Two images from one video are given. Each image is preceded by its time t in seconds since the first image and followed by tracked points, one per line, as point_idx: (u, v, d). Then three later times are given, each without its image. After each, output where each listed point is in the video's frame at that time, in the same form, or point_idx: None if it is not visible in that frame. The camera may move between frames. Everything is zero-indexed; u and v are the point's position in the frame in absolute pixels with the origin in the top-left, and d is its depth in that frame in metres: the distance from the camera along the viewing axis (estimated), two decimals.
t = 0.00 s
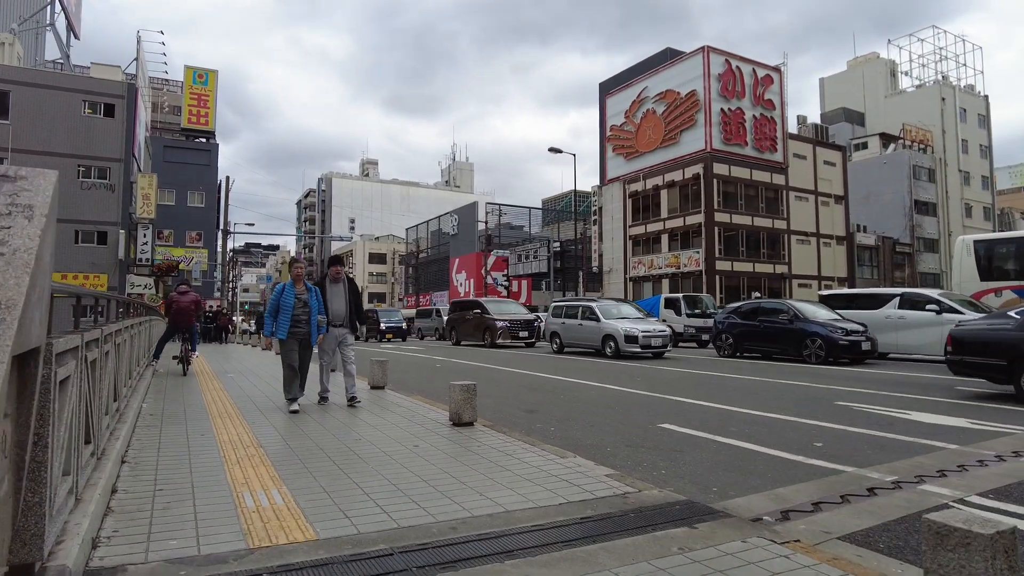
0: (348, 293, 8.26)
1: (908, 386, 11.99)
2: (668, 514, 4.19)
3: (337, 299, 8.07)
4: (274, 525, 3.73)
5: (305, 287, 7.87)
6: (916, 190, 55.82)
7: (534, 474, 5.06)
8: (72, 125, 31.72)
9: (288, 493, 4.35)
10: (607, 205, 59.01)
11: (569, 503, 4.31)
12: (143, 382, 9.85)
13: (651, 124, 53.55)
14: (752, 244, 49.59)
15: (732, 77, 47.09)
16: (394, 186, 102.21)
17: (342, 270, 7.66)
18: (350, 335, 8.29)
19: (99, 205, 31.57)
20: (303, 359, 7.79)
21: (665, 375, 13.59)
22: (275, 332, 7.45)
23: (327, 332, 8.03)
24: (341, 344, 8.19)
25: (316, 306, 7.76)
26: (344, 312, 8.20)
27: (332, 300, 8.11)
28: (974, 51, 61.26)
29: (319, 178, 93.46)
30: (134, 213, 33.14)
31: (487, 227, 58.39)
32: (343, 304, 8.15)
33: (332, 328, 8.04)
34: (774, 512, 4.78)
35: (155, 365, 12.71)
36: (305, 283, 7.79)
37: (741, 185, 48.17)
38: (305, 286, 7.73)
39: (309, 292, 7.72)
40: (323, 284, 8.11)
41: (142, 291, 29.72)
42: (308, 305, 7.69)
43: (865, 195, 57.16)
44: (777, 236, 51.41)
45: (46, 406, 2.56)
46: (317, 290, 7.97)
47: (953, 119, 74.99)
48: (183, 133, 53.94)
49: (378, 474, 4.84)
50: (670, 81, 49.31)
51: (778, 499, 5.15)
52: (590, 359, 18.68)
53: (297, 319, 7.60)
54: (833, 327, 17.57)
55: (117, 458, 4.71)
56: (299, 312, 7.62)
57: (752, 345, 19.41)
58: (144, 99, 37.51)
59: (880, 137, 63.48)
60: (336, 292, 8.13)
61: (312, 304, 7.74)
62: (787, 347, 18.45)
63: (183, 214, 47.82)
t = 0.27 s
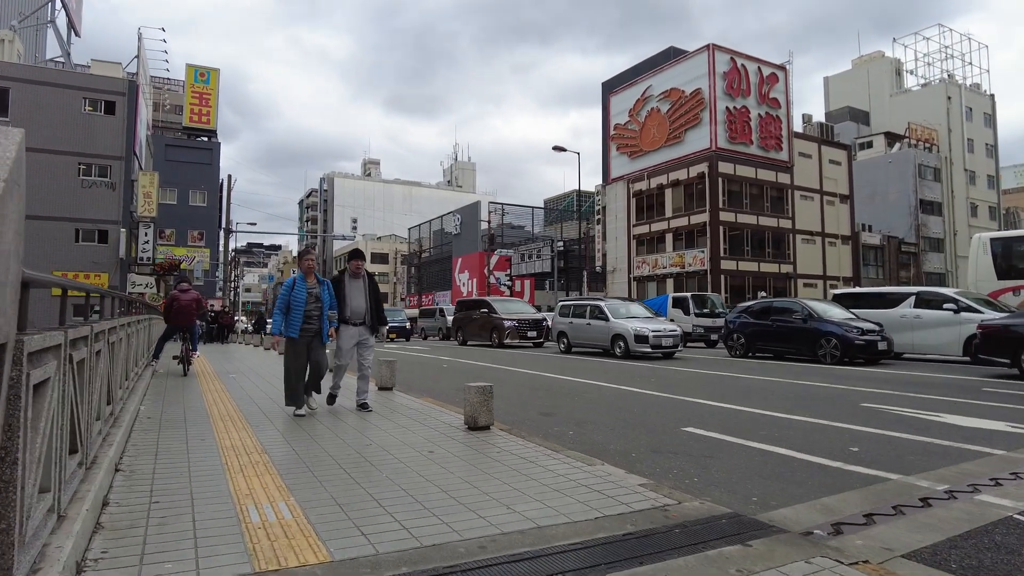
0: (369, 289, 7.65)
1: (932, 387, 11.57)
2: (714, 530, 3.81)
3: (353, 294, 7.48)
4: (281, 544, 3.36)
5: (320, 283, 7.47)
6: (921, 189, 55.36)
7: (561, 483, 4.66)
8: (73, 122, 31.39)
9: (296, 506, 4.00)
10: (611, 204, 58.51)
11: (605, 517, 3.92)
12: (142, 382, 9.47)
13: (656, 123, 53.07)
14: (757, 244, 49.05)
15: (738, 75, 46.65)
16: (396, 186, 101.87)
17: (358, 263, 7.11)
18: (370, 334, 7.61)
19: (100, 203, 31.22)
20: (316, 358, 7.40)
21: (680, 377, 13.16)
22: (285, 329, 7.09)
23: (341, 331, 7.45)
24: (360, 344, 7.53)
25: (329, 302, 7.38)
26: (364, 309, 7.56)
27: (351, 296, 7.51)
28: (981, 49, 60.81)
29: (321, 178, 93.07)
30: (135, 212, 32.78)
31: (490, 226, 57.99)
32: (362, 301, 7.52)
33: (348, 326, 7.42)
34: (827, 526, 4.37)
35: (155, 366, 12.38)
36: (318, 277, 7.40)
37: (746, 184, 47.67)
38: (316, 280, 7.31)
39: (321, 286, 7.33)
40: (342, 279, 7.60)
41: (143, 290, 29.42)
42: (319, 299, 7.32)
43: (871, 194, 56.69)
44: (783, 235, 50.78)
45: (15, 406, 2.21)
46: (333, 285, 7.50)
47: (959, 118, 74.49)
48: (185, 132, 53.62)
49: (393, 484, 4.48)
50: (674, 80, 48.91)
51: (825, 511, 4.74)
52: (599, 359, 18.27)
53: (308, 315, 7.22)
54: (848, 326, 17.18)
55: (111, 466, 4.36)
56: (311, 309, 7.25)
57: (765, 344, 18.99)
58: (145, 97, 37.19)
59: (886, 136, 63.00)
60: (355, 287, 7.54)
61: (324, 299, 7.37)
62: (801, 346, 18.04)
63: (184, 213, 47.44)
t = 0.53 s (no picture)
0: (387, 289, 7.15)
1: (956, 390, 11.21)
2: (762, 552, 3.50)
3: (370, 294, 6.97)
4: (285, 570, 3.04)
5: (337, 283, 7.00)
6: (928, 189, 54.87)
7: (590, 499, 4.33)
8: (75, 121, 31.14)
9: (305, 526, 3.67)
10: (616, 204, 58.10)
11: (643, 540, 3.58)
12: (141, 387, 9.13)
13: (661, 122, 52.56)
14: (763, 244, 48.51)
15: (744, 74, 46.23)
16: (399, 186, 101.59)
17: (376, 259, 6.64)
18: (389, 337, 7.09)
19: (102, 203, 30.98)
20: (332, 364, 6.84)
21: (695, 381, 12.79)
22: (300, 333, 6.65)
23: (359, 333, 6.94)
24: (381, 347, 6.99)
25: (345, 304, 6.90)
26: (381, 309, 7.05)
27: (368, 296, 6.99)
28: (988, 47, 60.53)
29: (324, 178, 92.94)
30: (138, 211, 32.54)
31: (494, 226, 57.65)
32: (379, 301, 7.00)
33: (366, 328, 6.91)
34: (879, 547, 4.04)
35: (155, 369, 12.02)
36: (334, 279, 6.92)
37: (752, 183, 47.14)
38: (333, 280, 6.83)
39: (337, 288, 6.86)
40: (360, 279, 7.12)
41: (146, 289, 29.20)
42: (336, 302, 6.84)
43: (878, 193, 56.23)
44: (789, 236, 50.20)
45: None
46: (349, 287, 7.00)
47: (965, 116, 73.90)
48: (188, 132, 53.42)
49: (408, 500, 4.14)
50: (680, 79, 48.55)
51: (875, 528, 4.37)
52: (609, 361, 17.91)
53: (324, 320, 6.76)
54: (864, 327, 16.78)
55: (101, 481, 4.09)
56: (325, 312, 6.77)
57: (778, 346, 18.63)
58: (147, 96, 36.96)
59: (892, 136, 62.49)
60: (372, 286, 7.03)
61: (342, 301, 6.88)
62: (815, 348, 17.66)
63: (186, 213, 47.19)
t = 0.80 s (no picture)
0: (413, 288, 6.66)
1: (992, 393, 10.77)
2: None
3: (399, 292, 6.47)
4: None
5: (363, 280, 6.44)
6: (941, 187, 54.21)
7: (634, 515, 3.98)
8: (82, 120, 30.98)
9: (325, 547, 3.37)
10: (625, 203, 57.63)
11: (699, 563, 3.25)
12: (145, 390, 8.77)
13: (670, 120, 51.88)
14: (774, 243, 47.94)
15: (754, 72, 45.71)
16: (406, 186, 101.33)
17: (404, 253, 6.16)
18: (416, 339, 6.59)
19: (109, 202, 30.81)
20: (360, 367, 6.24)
21: (718, 383, 12.41)
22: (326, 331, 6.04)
23: (386, 334, 6.39)
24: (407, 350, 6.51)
25: (376, 301, 6.32)
26: (409, 309, 6.54)
27: (395, 295, 6.48)
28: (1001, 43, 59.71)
29: (331, 179, 92.80)
30: (145, 211, 32.35)
31: (501, 226, 57.30)
32: (407, 299, 6.51)
33: (394, 328, 6.40)
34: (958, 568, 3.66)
35: (160, 371, 11.65)
36: (362, 273, 6.35)
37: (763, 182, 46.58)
38: (363, 275, 6.29)
39: (367, 283, 6.30)
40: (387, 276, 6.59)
41: (153, 289, 29.00)
42: (366, 299, 6.26)
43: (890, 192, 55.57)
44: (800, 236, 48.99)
45: None
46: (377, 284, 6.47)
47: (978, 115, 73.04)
48: (195, 132, 53.36)
49: (433, 517, 3.82)
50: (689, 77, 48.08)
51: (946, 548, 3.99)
52: (624, 362, 17.54)
53: (353, 317, 6.16)
54: (886, 328, 16.32)
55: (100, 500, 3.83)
56: (354, 308, 6.17)
57: (797, 347, 18.22)
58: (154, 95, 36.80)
59: (903, 134, 61.82)
60: (400, 284, 6.54)
61: (372, 299, 6.29)
62: (836, 349, 17.23)
63: (194, 213, 47.04)
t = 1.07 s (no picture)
0: (445, 289, 6.28)
1: None
2: None
3: (431, 293, 6.10)
4: None
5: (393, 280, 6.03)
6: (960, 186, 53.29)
7: (684, 536, 3.68)
8: (95, 121, 31.03)
9: (351, 571, 3.11)
10: (637, 203, 57.09)
11: None
12: (158, 393, 8.49)
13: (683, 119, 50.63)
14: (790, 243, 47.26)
15: (769, 69, 45.08)
16: (416, 186, 101.22)
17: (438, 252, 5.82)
18: (448, 344, 6.23)
19: (123, 203, 30.85)
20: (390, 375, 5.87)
21: (743, 386, 12.06)
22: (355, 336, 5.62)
23: (418, 339, 6.02)
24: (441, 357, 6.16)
25: (408, 303, 5.93)
26: (442, 312, 6.17)
27: (428, 296, 6.11)
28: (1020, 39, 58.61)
29: (342, 179, 92.90)
30: (158, 212, 32.36)
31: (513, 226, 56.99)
32: (441, 301, 6.14)
33: (427, 332, 6.03)
34: None
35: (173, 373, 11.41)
36: (392, 273, 5.94)
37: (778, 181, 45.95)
38: (393, 275, 5.89)
39: (398, 284, 5.88)
40: (418, 276, 6.18)
41: (166, 290, 28.99)
42: (398, 300, 5.86)
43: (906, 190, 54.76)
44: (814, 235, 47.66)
45: None
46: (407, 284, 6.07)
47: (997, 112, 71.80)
48: (208, 133, 53.50)
49: (467, 540, 3.52)
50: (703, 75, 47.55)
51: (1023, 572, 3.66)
52: (642, 364, 17.19)
53: (384, 321, 5.76)
54: (913, 329, 15.83)
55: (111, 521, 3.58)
56: (386, 312, 5.76)
57: (820, 348, 17.77)
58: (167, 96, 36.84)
59: (920, 132, 60.88)
60: (432, 285, 6.16)
61: (403, 301, 5.89)
62: (861, 350, 16.77)
63: (206, 214, 47.07)
